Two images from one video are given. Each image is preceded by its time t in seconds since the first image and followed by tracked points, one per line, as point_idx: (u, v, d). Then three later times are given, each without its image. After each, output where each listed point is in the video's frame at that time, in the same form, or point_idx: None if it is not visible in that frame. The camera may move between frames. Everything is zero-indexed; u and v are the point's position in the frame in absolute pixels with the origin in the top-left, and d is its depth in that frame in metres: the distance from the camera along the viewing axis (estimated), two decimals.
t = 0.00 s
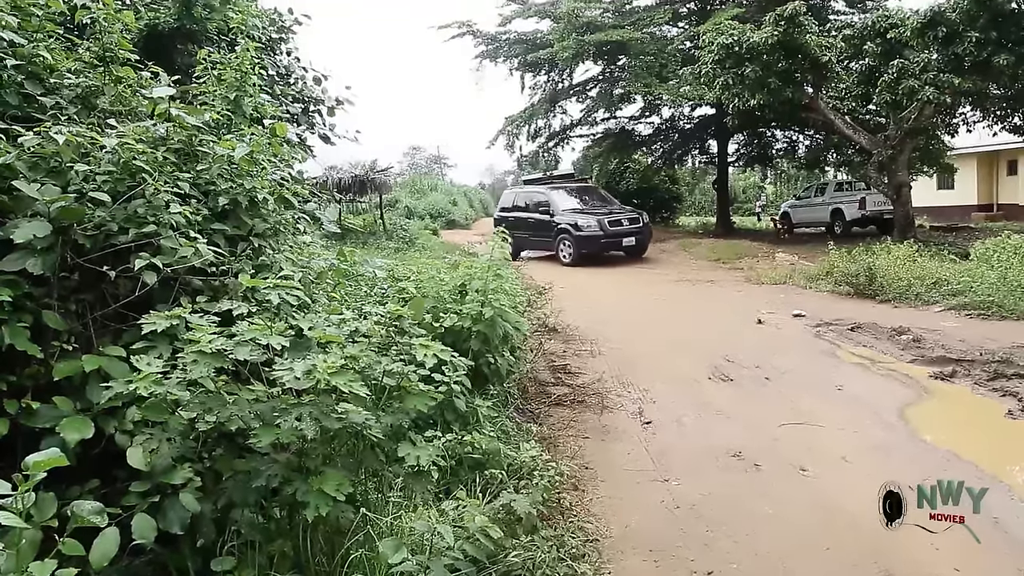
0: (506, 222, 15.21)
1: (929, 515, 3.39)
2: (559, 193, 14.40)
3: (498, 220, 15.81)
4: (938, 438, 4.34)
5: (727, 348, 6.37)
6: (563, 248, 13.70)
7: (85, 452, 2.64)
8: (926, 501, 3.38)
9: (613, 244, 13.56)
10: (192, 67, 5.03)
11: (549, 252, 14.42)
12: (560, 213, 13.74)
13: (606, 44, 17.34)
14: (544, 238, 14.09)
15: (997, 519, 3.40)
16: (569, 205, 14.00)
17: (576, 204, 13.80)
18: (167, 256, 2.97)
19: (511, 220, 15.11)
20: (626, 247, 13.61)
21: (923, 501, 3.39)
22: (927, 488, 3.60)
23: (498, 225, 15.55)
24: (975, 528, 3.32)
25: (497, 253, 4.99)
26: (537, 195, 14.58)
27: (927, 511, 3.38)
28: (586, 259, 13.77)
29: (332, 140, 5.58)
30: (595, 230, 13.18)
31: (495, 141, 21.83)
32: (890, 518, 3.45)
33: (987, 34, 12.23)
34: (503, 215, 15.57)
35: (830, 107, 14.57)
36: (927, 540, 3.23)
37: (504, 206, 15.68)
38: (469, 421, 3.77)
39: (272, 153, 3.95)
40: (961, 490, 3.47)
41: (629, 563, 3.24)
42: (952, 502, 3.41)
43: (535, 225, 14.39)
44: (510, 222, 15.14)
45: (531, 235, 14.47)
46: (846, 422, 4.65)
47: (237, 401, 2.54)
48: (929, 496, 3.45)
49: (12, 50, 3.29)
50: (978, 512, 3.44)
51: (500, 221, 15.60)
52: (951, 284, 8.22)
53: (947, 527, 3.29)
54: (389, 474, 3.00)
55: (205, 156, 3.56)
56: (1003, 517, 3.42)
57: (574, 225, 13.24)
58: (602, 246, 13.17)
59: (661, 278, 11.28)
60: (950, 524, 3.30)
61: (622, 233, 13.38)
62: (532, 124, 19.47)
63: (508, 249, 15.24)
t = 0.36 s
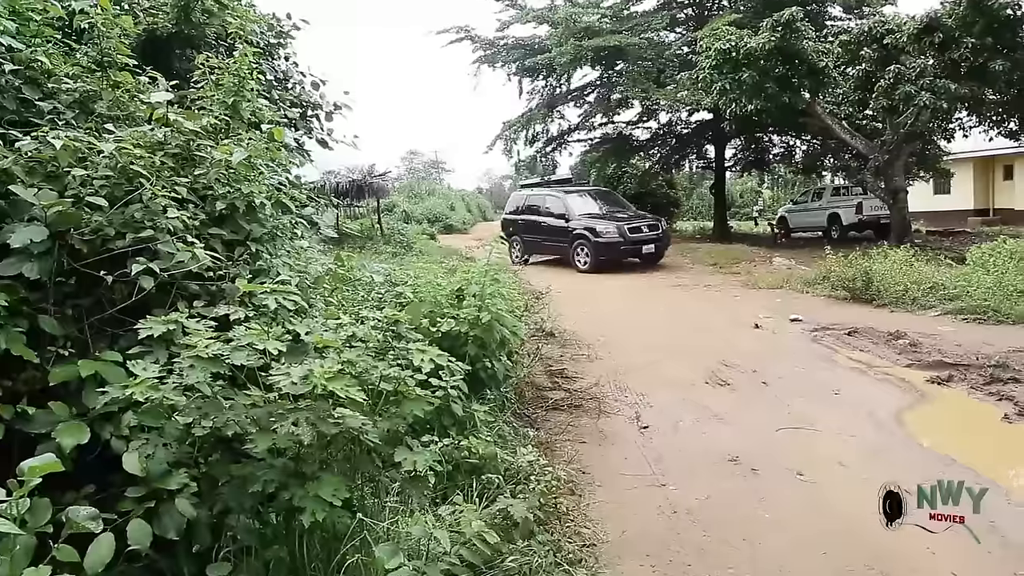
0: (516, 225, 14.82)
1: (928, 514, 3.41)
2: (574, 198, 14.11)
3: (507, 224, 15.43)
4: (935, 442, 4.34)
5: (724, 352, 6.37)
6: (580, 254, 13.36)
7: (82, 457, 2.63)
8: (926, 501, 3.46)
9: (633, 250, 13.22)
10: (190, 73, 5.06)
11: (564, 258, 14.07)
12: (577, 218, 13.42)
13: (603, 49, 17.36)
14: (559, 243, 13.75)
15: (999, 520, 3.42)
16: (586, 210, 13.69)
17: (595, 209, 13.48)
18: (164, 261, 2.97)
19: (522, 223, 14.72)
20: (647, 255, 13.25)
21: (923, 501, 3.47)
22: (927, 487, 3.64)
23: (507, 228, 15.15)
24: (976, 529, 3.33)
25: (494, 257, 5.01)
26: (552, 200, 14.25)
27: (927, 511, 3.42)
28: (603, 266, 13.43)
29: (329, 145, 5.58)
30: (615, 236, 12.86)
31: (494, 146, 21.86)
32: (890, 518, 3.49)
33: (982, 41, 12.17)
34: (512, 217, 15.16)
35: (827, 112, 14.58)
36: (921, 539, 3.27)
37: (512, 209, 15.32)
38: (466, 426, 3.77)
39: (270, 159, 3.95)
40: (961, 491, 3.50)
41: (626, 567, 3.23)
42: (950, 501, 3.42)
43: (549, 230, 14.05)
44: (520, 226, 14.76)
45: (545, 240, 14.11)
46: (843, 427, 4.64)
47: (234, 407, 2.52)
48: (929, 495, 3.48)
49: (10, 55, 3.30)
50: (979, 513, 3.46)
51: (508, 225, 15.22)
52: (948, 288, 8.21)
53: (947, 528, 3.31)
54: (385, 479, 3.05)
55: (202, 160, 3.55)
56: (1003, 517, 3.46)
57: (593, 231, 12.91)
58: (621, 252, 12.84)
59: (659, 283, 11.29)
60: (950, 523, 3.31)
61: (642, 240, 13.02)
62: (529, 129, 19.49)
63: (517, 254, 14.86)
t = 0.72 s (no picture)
0: (511, 225, 14.62)
1: (929, 515, 3.46)
2: (573, 199, 13.94)
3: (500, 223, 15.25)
4: (910, 439, 4.41)
5: (703, 353, 6.42)
6: (581, 255, 13.21)
7: (54, 462, 2.59)
8: (927, 501, 3.51)
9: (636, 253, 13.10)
10: (166, 72, 5.01)
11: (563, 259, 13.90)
12: (579, 219, 13.25)
13: (582, 51, 17.41)
14: (559, 245, 13.57)
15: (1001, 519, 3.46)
16: (587, 211, 13.52)
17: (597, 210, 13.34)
18: (140, 263, 2.93)
19: (518, 223, 14.53)
20: (650, 257, 13.13)
21: (924, 501, 3.53)
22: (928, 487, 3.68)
23: (501, 228, 14.98)
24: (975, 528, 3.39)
25: (473, 259, 5.01)
26: (550, 200, 14.07)
27: (927, 511, 3.47)
28: (605, 268, 13.29)
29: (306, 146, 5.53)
30: (619, 238, 12.72)
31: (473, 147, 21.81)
32: (890, 517, 3.50)
33: (955, 45, 12.48)
34: (505, 217, 14.96)
35: (804, 115, 14.72)
36: (923, 538, 3.31)
37: (506, 208, 15.13)
38: (446, 427, 3.76)
39: (248, 159, 3.93)
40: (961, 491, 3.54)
41: (606, 568, 3.24)
42: (950, 500, 3.47)
43: (548, 231, 13.88)
44: (516, 226, 14.57)
45: (544, 241, 13.93)
46: (820, 426, 4.69)
47: (210, 410, 2.54)
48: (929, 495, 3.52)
49: None
50: (979, 513, 3.50)
51: (502, 224, 15.04)
52: (922, 288, 8.33)
53: (947, 528, 3.35)
54: (365, 481, 3.00)
55: (178, 161, 3.53)
56: (997, 518, 3.47)
57: (597, 233, 12.75)
58: (626, 255, 12.72)
59: (639, 284, 11.34)
60: (950, 523, 3.37)
61: (646, 243, 12.89)
62: (509, 130, 19.46)
63: (513, 254, 14.67)
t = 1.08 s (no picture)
0: (524, 230, 14.36)
1: (928, 514, 3.39)
2: (588, 202, 13.71)
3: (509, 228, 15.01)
4: (904, 444, 4.41)
5: (697, 357, 6.43)
6: (600, 260, 12.97)
7: (45, 469, 2.58)
8: (926, 501, 3.43)
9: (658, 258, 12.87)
10: (160, 76, 5.00)
11: (579, 265, 13.65)
12: (597, 223, 13.00)
13: (576, 56, 17.46)
14: (577, 249, 13.31)
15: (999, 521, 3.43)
16: (604, 215, 13.30)
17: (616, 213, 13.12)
18: (133, 268, 2.93)
19: (530, 228, 14.28)
20: (671, 262, 12.91)
21: (923, 501, 3.44)
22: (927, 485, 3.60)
23: (512, 233, 14.73)
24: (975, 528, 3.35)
25: (467, 263, 5.01)
26: (564, 204, 13.84)
27: (927, 511, 3.40)
28: (624, 273, 13.05)
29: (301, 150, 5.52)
30: (641, 242, 12.50)
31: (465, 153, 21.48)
32: (890, 518, 3.51)
33: (946, 50, 12.51)
34: (515, 223, 14.73)
35: (798, 119, 14.75)
36: (924, 540, 3.31)
37: (515, 213, 14.89)
38: (441, 432, 3.75)
39: (242, 164, 3.92)
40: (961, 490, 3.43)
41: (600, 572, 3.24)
42: (951, 501, 3.38)
43: (563, 235, 13.63)
44: (528, 231, 14.32)
45: (560, 246, 13.67)
46: (815, 430, 4.69)
47: (203, 415, 2.50)
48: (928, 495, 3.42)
49: None
50: (979, 513, 3.45)
51: (512, 229, 14.80)
52: (915, 292, 8.35)
53: (947, 529, 3.32)
54: (358, 487, 2.97)
55: (172, 165, 3.52)
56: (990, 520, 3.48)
57: (618, 237, 12.51)
58: (648, 259, 12.49)
59: (633, 288, 11.36)
60: (950, 525, 3.31)
61: (668, 247, 12.69)
62: (504, 135, 19.49)
63: (526, 260, 14.39)
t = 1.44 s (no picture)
0: (530, 235, 13.90)
1: (927, 514, 3.35)
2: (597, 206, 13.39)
3: (511, 233, 14.55)
4: (889, 447, 4.45)
5: (686, 362, 6.44)
6: (615, 267, 12.63)
7: (28, 476, 2.56)
8: (926, 501, 3.40)
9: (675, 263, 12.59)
10: (147, 81, 4.96)
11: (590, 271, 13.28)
12: (611, 228, 12.65)
13: (565, 61, 17.50)
14: (590, 255, 12.94)
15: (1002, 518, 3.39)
16: (616, 220, 12.97)
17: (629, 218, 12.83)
18: (118, 273, 2.92)
19: (538, 233, 13.83)
20: (686, 268, 12.66)
21: (924, 501, 3.42)
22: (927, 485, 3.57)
23: (515, 239, 14.28)
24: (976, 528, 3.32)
25: (456, 268, 5.01)
26: (575, 209, 13.44)
27: (927, 511, 3.36)
28: (640, 279, 12.73)
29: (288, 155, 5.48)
30: (659, 248, 12.21)
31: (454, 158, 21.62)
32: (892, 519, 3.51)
33: (930, 57, 12.61)
34: (518, 228, 14.28)
35: (784, 124, 14.82)
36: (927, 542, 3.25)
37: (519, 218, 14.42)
38: (429, 438, 3.72)
39: (229, 169, 3.90)
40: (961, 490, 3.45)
41: None
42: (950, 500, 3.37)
43: (574, 241, 13.24)
44: (535, 236, 13.89)
45: (571, 251, 13.25)
46: (803, 434, 4.71)
47: (190, 421, 2.53)
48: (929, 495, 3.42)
49: None
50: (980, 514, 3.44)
51: (516, 235, 14.34)
52: (901, 297, 8.41)
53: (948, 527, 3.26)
54: (346, 493, 2.96)
55: (159, 171, 3.50)
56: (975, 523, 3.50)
57: (635, 242, 12.18)
58: (667, 265, 12.18)
59: (622, 293, 11.39)
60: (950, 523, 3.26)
61: (686, 252, 12.45)
62: (492, 139, 19.53)
63: (532, 266, 13.97)
